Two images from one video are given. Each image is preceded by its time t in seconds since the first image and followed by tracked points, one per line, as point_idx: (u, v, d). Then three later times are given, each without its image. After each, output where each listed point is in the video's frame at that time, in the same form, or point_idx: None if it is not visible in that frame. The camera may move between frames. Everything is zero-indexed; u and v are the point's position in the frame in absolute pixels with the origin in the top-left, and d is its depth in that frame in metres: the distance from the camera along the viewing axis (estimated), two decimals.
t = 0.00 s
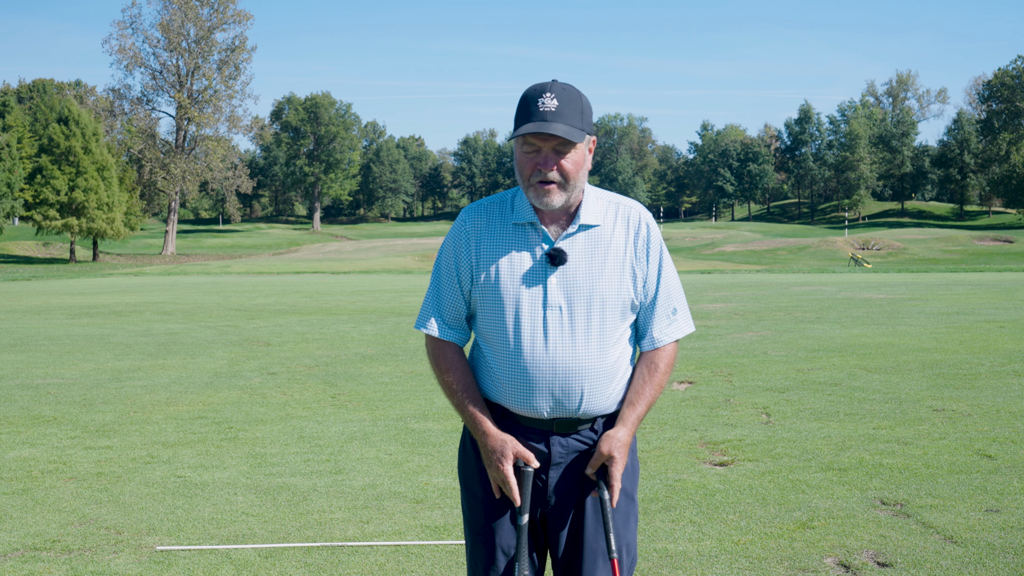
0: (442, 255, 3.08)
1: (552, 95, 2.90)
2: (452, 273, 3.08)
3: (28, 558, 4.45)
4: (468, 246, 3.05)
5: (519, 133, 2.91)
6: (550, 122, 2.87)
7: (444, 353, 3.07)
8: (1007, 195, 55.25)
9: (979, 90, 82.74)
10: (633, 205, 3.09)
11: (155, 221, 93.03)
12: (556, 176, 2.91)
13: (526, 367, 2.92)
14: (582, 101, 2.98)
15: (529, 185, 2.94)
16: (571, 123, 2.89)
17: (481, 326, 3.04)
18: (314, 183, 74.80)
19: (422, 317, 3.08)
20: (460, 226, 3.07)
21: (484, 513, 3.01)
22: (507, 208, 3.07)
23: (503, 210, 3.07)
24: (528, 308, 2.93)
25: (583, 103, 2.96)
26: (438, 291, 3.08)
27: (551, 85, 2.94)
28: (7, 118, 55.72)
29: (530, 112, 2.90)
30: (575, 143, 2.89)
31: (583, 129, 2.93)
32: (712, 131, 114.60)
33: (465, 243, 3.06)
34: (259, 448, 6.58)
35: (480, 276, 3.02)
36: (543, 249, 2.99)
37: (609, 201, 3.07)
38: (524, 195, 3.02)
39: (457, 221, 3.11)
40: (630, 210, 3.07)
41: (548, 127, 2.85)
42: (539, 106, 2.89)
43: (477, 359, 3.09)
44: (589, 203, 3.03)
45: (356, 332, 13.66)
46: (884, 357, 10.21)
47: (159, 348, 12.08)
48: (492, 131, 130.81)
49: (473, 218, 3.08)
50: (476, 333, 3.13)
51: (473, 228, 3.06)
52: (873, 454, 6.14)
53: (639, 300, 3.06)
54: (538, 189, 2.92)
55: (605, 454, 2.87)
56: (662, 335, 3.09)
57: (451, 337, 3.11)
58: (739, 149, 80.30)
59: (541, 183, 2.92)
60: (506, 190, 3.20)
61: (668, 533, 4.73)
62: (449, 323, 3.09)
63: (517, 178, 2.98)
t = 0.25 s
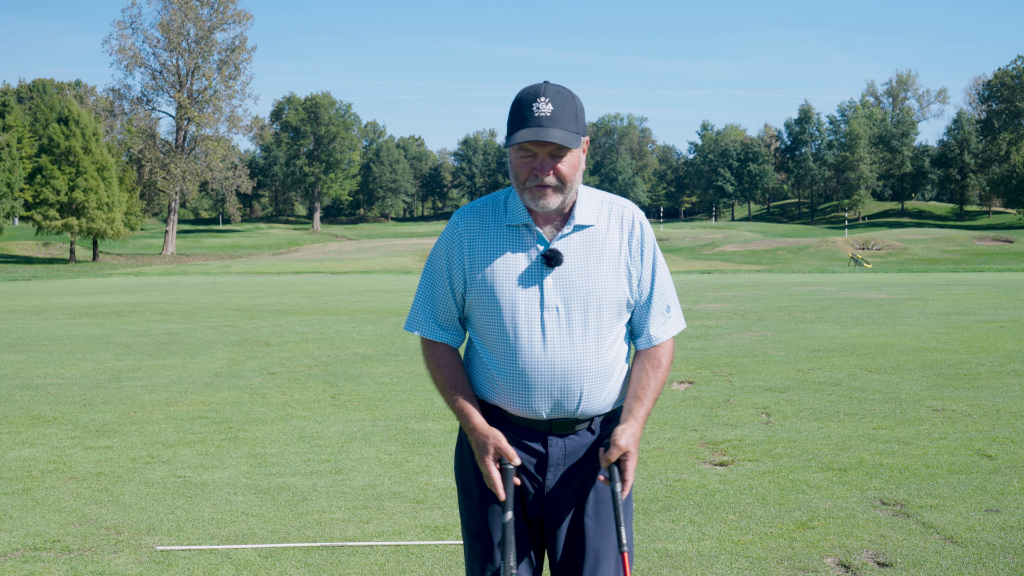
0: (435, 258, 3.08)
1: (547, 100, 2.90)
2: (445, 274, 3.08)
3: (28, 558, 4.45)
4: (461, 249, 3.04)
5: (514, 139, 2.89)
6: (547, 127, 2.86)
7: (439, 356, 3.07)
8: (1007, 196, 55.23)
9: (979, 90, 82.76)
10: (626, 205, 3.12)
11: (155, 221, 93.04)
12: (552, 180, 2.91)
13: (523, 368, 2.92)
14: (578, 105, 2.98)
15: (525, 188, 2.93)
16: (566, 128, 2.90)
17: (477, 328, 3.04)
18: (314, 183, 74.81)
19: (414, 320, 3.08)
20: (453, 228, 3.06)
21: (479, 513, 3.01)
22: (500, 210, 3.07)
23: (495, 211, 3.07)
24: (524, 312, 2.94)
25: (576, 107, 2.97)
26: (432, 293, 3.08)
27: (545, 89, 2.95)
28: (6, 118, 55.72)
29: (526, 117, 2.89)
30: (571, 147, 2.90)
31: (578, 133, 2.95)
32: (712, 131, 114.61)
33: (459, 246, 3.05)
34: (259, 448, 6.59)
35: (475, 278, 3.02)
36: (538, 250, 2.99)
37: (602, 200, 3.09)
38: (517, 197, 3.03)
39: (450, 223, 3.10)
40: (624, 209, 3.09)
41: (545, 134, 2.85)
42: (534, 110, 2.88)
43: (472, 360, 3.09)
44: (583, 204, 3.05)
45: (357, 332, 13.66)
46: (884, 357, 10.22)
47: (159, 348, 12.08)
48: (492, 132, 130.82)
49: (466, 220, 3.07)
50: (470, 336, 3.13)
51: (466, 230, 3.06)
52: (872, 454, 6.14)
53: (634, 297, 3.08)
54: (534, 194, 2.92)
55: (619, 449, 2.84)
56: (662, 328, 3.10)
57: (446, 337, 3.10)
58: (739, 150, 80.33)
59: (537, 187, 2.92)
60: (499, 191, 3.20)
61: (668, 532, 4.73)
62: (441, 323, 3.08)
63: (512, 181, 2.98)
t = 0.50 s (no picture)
0: (430, 259, 3.08)
1: (545, 104, 2.90)
2: (441, 274, 3.08)
3: (28, 557, 4.45)
4: (456, 250, 3.05)
5: (512, 144, 2.89)
6: (546, 131, 2.86)
7: (436, 359, 3.08)
8: (1007, 196, 55.22)
9: (979, 90, 82.74)
10: (623, 206, 3.11)
11: (155, 221, 93.08)
12: (551, 183, 2.91)
13: (520, 369, 2.93)
14: (574, 108, 2.98)
15: (522, 192, 2.93)
16: (565, 133, 2.90)
17: (473, 328, 3.05)
18: (314, 183, 74.82)
19: (409, 320, 3.09)
20: (448, 229, 3.06)
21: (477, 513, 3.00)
22: (496, 211, 3.07)
23: (491, 212, 3.07)
24: (521, 314, 2.94)
25: (573, 109, 2.97)
26: (428, 295, 3.09)
27: (542, 93, 2.95)
28: (6, 118, 55.73)
29: (523, 121, 2.90)
30: (569, 151, 2.89)
31: (576, 136, 2.94)
32: (712, 131, 114.62)
33: (455, 246, 3.05)
34: (259, 448, 6.59)
35: (470, 278, 3.02)
36: (534, 251, 2.98)
37: (598, 201, 3.09)
38: (513, 200, 3.02)
39: (445, 224, 3.10)
40: (620, 210, 3.09)
41: (543, 139, 2.85)
42: (531, 114, 2.88)
43: (469, 360, 3.09)
44: (580, 204, 3.04)
45: (357, 332, 13.66)
46: (884, 357, 10.21)
47: (159, 348, 12.08)
48: (492, 132, 130.81)
49: (462, 221, 3.07)
50: (467, 336, 3.13)
51: (462, 231, 3.06)
52: (873, 453, 6.14)
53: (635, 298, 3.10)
54: (532, 197, 2.91)
55: (645, 447, 2.94)
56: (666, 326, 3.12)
57: (442, 340, 3.12)
58: (739, 150, 80.36)
59: (536, 190, 2.91)
60: (494, 192, 3.19)
61: (668, 533, 4.73)
62: (437, 322, 3.10)
63: (509, 184, 2.98)
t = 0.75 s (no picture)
0: (429, 260, 3.08)
1: (543, 107, 2.92)
2: (440, 274, 3.07)
3: (28, 558, 4.45)
4: (456, 250, 3.04)
5: (511, 147, 2.91)
6: (545, 133, 2.87)
7: (434, 362, 3.09)
8: (1007, 195, 55.23)
9: (979, 90, 82.75)
10: (622, 204, 3.12)
11: (155, 221, 93.10)
12: (549, 186, 2.91)
13: (518, 370, 2.93)
14: (572, 109, 3.00)
15: (521, 193, 2.93)
16: (564, 135, 2.90)
17: (471, 328, 3.06)
18: (314, 183, 74.84)
19: (409, 320, 3.10)
20: (447, 230, 3.06)
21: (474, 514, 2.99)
22: (494, 211, 3.06)
23: (489, 212, 3.07)
24: (518, 314, 2.94)
25: (572, 111, 2.99)
26: (425, 296, 3.10)
27: (541, 95, 2.96)
28: (7, 118, 55.72)
29: (523, 123, 2.91)
30: (569, 153, 2.90)
31: (574, 138, 2.95)
32: (712, 131, 114.69)
33: (452, 245, 3.05)
34: (259, 448, 6.59)
35: (468, 279, 3.02)
36: (533, 251, 2.98)
37: (596, 200, 3.10)
38: (510, 200, 3.02)
39: (444, 225, 3.09)
40: (618, 209, 3.09)
41: (544, 142, 2.86)
42: (530, 117, 2.90)
43: (467, 358, 3.09)
44: (578, 204, 3.04)
45: (356, 332, 13.66)
46: (885, 357, 10.21)
47: (159, 348, 12.08)
48: (492, 132, 130.89)
49: (461, 221, 3.07)
50: (466, 336, 3.13)
51: (460, 232, 3.05)
52: (872, 454, 6.14)
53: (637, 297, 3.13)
54: (530, 198, 2.91)
55: (687, 412, 2.98)
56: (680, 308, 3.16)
57: (439, 340, 3.11)
58: (739, 150, 80.39)
59: (534, 192, 2.91)
60: (492, 193, 3.19)
61: (668, 533, 4.73)
62: (435, 323, 3.10)
63: (508, 186, 2.98)
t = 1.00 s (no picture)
0: (426, 258, 3.08)
1: (549, 116, 2.92)
2: (438, 274, 3.07)
3: (28, 558, 4.45)
4: (455, 249, 3.04)
5: (516, 158, 2.89)
6: (551, 143, 2.88)
7: (411, 354, 3.08)
8: (1007, 196, 55.20)
9: (979, 90, 82.72)
10: (622, 204, 3.13)
11: (155, 221, 93.08)
12: (553, 194, 2.90)
13: (519, 370, 2.93)
14: (575, 115, 3.02)
15: (524, 201, 2.92)
16: (569, 145, 2.92)
17: (469, 326, 3.06)
18: (314, 183, 74.81)
19: (399, 316, 3.09)
20: (446, 230, 3.06)
21: (475, 513, 2.99)
22: (494, 212, 3.05)
23: (489, 211, 3.07)
24: (518, 314, 2.94)
25: (576, 119, 3.02)
26: (420, 293, 3.09)
27: (546, 102, 2.98)
28: (6, 118, 55.70)
29: (528, 133, 2.91)
30: (574, 164, 2.90)
31: (578, 144, 2.96)
32: (712, 131, 114.66)
33: (452, 245, 3.05)
34: (259, 448, 6.59)
35: (468, 282, 3.02)
36: (534, 252, 2.98)
37: (597, 200, 3.10)
38: (511, 203, 3.00)
39: (444, 224, 3.10)
40: (618, 208, 3.09)
41: (552, 152, 2.85)
42: (536, 127, 2.90)
43: (465, 357, 3.10)
44: (579, 205, 3.04)
45: (357, 332, 13.65)
46: (884, 357, 10.21)
47: (159, 348, 12.08)
48: (492, 132, 130.85)
49: (460, 222, 3.07)
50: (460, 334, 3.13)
51: (460, 232, 3.05)
52: (872, 454, 6.14)
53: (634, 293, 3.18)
54: (533, 206, 2.91)
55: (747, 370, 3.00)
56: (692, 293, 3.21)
57: (429, 339, 3.11)
58: (739, 149, 80.37)
59: (538, 199, 2.91)
60: (490, 193, 3.19)
61: (668, 533, 4.73)
62: (423, 318, 3.09)
63: (511, 194, 2.97)
